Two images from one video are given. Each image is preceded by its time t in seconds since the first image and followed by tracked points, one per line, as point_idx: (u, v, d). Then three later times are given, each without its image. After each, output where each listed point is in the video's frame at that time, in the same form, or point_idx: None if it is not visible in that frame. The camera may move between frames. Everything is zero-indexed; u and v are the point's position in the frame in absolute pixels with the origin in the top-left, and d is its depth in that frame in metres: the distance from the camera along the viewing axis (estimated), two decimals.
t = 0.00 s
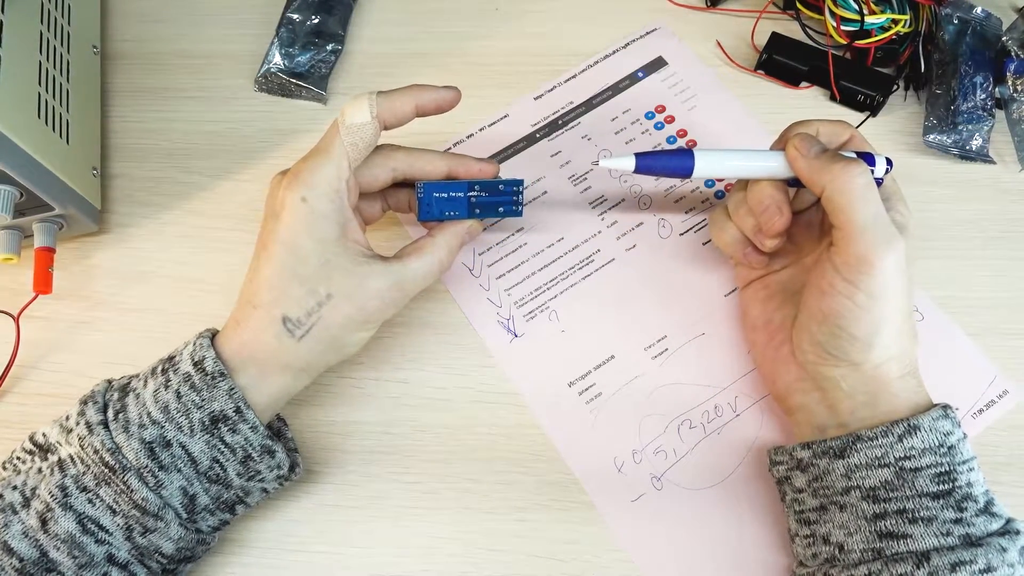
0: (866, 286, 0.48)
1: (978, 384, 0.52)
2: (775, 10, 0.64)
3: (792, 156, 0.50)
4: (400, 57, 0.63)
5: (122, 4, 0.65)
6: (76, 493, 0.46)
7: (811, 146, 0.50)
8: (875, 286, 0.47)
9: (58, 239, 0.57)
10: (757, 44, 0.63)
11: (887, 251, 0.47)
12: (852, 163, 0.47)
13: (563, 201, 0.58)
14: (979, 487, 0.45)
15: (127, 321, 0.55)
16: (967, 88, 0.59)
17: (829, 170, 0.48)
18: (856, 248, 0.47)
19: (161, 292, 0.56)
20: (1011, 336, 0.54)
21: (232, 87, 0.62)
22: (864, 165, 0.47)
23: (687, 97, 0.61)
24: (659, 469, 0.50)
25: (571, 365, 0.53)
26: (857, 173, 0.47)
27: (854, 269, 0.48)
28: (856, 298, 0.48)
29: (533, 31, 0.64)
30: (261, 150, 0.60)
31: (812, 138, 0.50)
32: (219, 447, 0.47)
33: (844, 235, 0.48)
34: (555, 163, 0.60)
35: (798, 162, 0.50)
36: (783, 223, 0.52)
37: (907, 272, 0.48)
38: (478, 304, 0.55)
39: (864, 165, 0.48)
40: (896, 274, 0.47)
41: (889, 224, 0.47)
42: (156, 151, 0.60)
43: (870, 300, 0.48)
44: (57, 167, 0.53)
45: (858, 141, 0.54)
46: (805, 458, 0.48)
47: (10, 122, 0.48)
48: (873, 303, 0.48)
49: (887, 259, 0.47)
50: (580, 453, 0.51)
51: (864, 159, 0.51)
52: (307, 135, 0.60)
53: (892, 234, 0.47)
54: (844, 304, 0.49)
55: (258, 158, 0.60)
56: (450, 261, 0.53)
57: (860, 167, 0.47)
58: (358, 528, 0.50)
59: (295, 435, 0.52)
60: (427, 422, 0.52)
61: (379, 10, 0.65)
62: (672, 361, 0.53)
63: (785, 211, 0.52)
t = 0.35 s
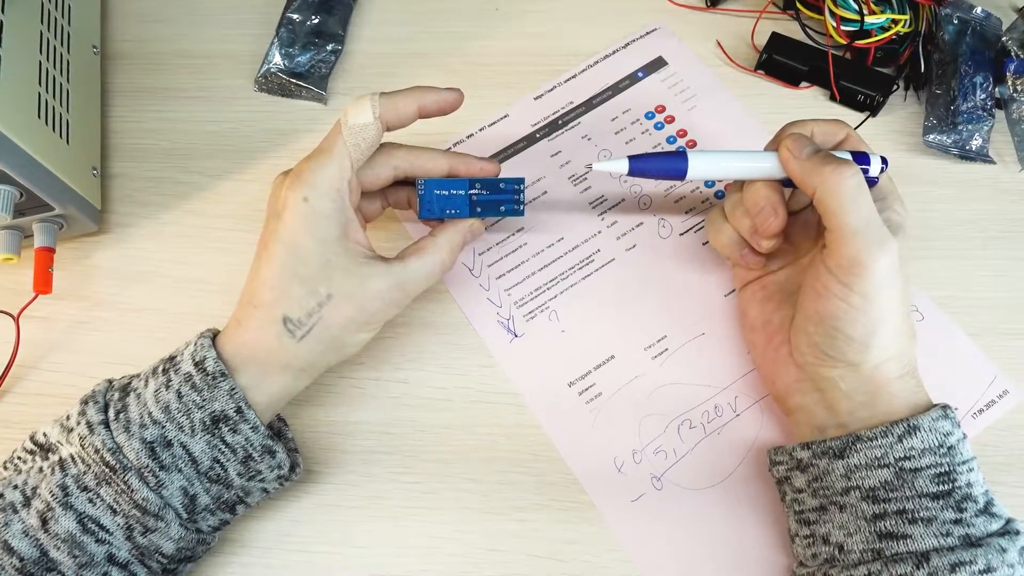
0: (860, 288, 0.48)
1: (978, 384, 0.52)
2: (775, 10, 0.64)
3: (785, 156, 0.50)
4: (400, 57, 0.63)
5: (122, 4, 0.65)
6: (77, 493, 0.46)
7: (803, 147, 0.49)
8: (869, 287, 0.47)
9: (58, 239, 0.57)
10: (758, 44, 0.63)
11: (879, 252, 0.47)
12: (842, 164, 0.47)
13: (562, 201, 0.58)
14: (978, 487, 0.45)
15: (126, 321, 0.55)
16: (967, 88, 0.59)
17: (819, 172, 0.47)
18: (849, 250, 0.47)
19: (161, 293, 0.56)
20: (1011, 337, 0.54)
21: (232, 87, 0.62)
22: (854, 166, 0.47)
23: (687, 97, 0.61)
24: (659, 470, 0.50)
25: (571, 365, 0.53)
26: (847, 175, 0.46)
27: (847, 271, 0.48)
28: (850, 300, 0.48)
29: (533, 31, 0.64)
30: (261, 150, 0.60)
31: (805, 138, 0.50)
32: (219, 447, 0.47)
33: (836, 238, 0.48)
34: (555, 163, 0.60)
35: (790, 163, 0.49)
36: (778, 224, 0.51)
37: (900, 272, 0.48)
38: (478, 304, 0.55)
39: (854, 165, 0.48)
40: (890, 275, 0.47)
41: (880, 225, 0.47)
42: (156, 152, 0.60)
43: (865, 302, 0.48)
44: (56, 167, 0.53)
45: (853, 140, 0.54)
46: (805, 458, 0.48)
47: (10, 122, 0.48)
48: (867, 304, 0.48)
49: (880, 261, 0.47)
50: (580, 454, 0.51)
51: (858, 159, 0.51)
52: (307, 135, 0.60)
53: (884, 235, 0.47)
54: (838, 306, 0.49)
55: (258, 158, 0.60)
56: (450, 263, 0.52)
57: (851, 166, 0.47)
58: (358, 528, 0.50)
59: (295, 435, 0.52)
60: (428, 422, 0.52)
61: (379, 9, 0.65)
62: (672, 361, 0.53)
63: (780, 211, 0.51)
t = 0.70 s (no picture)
0: (861, 288, 0.48)
1: (978, 384, 0.52)
2: (775, 10, 0.64)
3: (784, 155, 0.50)
4: (400, 57, 0.63)
5: (122, 4, 0.65)
6: (65, 483, 0.46)
7: (803, 147, 0.49)
8: (869, 288, 0.48)
9: (58, 239, 0.57)
10: (758, 44, 0.63)
11: (879, 253, 0.47)
12: (842, 165, 0.47)
13: (562, 201, 0.58)
14: (978, 488, 0.45)
15: (127, 321, 0.55)
16: (967, 88, 0.59)
17: (819, 172, 0.48)
18: (849, 251, 0.48)
19: (161, 293, 0.56)
20: (1011, 337, 0.54)
21: (232, 87, 0.62)
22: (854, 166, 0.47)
23: (687, 97, 0.61)
24: (659, 470, 0.50)
25: (571, 365, 0.53)
26: (847, 175, 0.46)
27: (847, 271, 0.48)
28: (851, 300, 0.48)
29: (533, 31, 0.64)
30: (261, 150, 0.60)
31: (805, 137, 0.50)
32: (207, 435, 0.47)
33: (836, 238, 0.48)
34: (555, 163, 0.60)
35: (790, 163, 0.50)
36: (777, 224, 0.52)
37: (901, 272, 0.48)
38: (478, 304, 0.55)
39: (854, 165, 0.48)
40: (890, 276, 0.48)
41: (881, 225, 0.47)
42: (155, 152, 0.60)
43: (864, 301, 0.48)
44: (56, 167, 0.53)
45: (854, 138, 0.54)
46: (805, 458, 0.48)
47: (10, 122, 0.48)
48: (868, 305, 0.48)
49: (881, 262, 0.47)
50: (580, 454, 0.51)
51: (859, 159, 0.51)
52: (307, 135, 0.60)
53: (885, 236, 0.47)
54: (838, 306, 0.49)
55: (259, 158, 0.60)
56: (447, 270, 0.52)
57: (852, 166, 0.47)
58: (358, 528, 0.50)
59: (296, 436, 0.52)
60: (428, 423, 0.52)
61: (379, 10, 0.65)
62: (672, 362, 0.53)
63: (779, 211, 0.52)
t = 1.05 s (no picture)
0: (865, 291, 0.48)
1: (979, 384, 0.52)
2: (775, 10, 0.64)
3: (789, 156, 0.50)
4: (400, 56, 0.63)
5: (122, 4, 0.65)
6: (55, 471, 0.46)
7: (808, 148, 0.49)
8: (874, 290, 0.48)
9: (58, 239, 0.57)
10: (758, 44, 0.63)
11: (884, 256, 0.47)
12: (848, 167, 0.47)
13: (562, 201, 0.58)
14: (979, 489, 0.46)
15: (127, 321, 0.55)
16: (967, 88, 0.59)
17: (824, 174, 0.48)
18: (853, 253, 0.48)
19: (161, 293, 0.56)
20: (1011, 336, 0.54)
21: (232, 87, 0.62)
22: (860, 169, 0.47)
23: (687, 97, 0.61)
24: (659, 470, 0.50)
25: (572, 364, 0.53)
26: (852, 177, 0.46)
27: (852, 273, 0.48)
28: (855, 303, 0.48)
29: (533, 31, 0.64)
30: (261, 150, 0.60)
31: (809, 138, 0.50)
32: (195, 418, 0.48)
33: (841, 240, 0.48)
34: (555, 163, 0.60)
35: (797, 164, 0.49)
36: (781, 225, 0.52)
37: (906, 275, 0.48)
38: (479, 304, 0.55)
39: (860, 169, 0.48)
40: (894, 279, 0.48)
41: (886, 228, 0.47)
42: (155, 152, 0.60)
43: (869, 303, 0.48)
44: (57, 166, 0.53)
45: (860, 139, 0.55)
46: (806, 459, 0.48)
47: (10, 123, 0.48)
48: (873, 307, 0.48)
49: (886, 264, 0.47)
50: (581, 454, 0.51)
51: (863, 160, 0.51)
52: (307, 135, 0.60)
53: (890, 238, 0.47)
54: (842, 308, 0.49)
55: (259, 158, 0.60)
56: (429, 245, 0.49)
57: (858, 168, 0.47)
58: (358, 527, 0.50)
59: (297, 437, 0.52)
60: (428, 422, 0.52)
61: (379, 10, 0.65)
62: (672, 362, 0.53)
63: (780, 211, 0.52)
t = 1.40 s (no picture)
0: (836, 306, 0.48)
1: (978, 384, 0.52)
2: (775, 10, 0.64)
3: (746, 167, 0.49)
4: (400, 56, 0.63)
5: (122, 5, 0.65)
6: (55, 455, 0.47)
7: (768, 160, 0.48)
8: (846, 304, 0.48)
9: (58, 239, 0.57)
10: (758, 44, 0.63)
11: (852, 274, 0.47)
12: (806, 184, 0.46)
13: (562, 201, 0.59)
14: (975, 490, 0.45)
15: (126, 321, 0.55)
16: (967, 88, 0.59)
17: (780, 191, 0.47)
18: (820, 272, 0.48)
19: (161, 293, 0.56)
20: (1011, 336, 0.54)
21: (232, 87, 0.62)
22: (819, 184, 0.46)
23: (687, 97, 0.61)
24: (659, 470, 0.50)
25: (572, 364, 0.53)
26: (810, 195, 0.46)
27: (823, 290, 0.48)
28: (829, 316, 0.49)
29: (533, 31, 0.64)
30: (261, 150, 0.60)
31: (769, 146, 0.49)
32: (191, 406, 0.48)
33: (807, 259, 0.48)
34: (555, 163, 0.60)
35: (754, 178, 0.49)
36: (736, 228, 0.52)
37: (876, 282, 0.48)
38: (479, 304, 0.55)
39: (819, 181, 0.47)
40: (863, 292, 0.48)
41: (850, 240, 0.47)
42: (155, 152, 0.60)
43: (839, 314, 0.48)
44: (57, 166, 0.53)
45: (825, 139, 0.54)
46: (802, 461, 0.48)
47: (11, 123, 0.48)
48: (847, 320, 0.48)
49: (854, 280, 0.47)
50: (581, 455, 0.51)
51: (827, 162, 0.51)
52: (307, 135, 0.61)
53: (855, 250, 0.47)
54: (816, 321, 0.49)
55: (259, 158, 0.60)
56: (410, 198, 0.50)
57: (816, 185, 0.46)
58: (358, 527, 0.50)
59: (297, 437, 0.52)
60: (428, 422, 0.52)
61: (379, 10, 0.65)
62: (671, 361, 0.53)
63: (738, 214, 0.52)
